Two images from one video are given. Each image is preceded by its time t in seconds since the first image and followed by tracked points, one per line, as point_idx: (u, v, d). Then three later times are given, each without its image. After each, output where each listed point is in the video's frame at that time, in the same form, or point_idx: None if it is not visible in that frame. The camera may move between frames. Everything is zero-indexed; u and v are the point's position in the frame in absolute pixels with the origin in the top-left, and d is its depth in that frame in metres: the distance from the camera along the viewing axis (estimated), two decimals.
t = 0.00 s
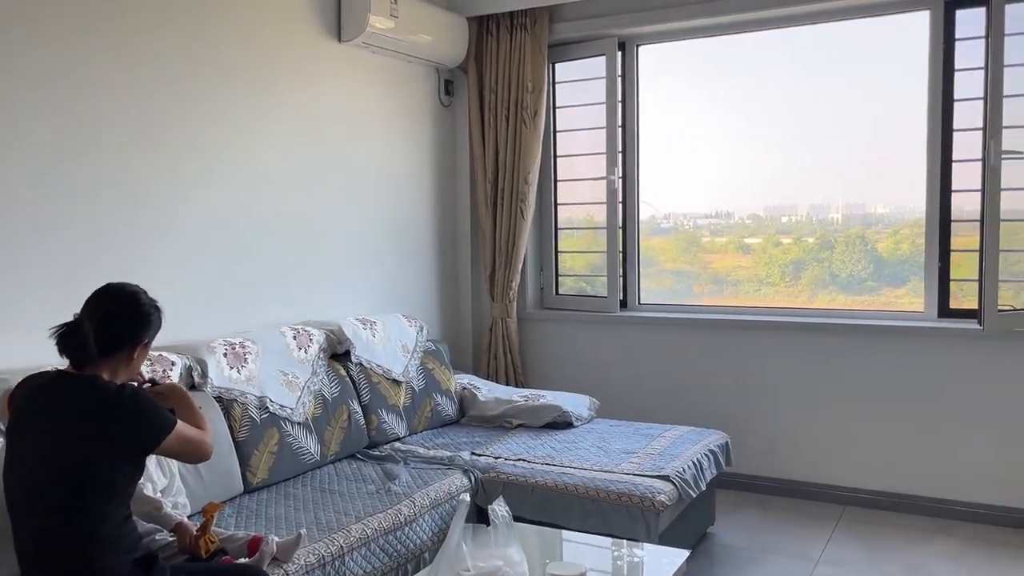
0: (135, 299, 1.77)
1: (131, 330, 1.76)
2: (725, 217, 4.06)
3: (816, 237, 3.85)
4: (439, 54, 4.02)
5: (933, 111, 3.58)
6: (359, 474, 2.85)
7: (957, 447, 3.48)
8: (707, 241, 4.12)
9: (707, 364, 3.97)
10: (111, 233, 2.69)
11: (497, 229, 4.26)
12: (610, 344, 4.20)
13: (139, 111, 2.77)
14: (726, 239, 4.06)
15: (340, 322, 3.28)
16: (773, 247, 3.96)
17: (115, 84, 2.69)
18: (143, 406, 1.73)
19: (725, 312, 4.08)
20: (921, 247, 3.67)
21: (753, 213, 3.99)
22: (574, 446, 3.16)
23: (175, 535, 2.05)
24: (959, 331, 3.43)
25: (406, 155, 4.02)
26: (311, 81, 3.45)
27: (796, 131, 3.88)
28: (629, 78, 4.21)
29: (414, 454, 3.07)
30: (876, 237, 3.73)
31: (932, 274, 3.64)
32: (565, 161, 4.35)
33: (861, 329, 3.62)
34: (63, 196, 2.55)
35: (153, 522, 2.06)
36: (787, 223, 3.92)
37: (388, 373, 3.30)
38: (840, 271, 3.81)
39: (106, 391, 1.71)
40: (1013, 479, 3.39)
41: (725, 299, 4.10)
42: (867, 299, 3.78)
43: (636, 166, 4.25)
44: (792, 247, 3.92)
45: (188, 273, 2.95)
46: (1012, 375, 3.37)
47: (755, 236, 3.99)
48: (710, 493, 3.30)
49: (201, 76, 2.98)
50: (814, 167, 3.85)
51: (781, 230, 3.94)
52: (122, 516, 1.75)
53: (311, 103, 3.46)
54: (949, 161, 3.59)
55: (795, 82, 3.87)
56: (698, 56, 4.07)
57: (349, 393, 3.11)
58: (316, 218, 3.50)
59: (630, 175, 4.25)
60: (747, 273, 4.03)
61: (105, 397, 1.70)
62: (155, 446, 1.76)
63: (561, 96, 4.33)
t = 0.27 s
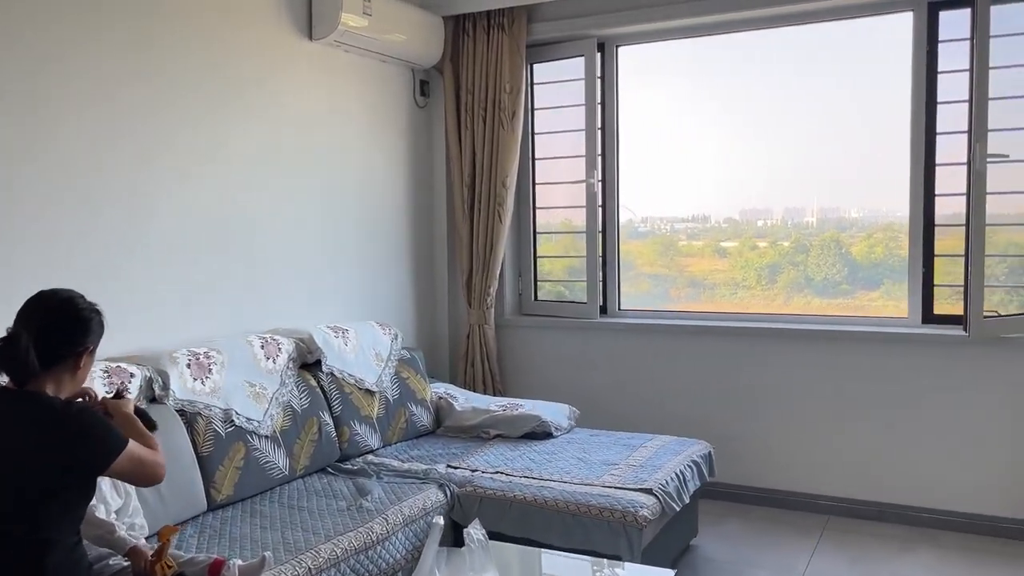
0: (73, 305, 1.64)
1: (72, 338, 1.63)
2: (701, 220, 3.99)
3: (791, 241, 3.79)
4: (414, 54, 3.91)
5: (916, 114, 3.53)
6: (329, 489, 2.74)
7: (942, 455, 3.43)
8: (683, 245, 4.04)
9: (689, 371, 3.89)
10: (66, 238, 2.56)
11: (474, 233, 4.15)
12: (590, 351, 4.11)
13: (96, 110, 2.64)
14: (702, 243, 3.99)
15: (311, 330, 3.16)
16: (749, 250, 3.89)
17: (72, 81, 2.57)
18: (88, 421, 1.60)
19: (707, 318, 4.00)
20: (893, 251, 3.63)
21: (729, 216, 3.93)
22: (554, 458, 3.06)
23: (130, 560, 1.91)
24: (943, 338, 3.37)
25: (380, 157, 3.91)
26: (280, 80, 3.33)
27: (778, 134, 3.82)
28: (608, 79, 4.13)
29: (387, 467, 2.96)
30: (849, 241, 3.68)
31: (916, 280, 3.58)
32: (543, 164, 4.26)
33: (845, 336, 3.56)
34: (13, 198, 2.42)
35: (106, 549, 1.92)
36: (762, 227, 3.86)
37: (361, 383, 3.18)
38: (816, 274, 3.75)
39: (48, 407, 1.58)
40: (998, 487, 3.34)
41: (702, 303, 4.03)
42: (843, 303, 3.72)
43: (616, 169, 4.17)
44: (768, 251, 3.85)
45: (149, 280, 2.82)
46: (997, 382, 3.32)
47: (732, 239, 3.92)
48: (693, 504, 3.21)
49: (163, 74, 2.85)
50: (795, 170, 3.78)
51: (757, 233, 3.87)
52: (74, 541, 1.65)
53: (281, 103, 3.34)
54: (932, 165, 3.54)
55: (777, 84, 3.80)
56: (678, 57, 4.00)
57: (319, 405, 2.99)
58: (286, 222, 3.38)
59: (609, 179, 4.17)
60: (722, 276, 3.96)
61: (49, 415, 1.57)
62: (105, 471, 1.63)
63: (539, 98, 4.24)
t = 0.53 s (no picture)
0: (14, 322, 1.52)
1: (16, 358, 1.50)
2: (679, 224, 3.92)
3: (768, 245, 3.73)
4: (391, 56, 3.80)
5: (902, 119, 3.48)
6: (303, 510, 2.62)
7: (930, 467, 3.38)
8: (661, 248, 3.97)
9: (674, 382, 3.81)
10: (24, 247, 2.41)
11: (453, 240, 4.04)
12: (573, 361, 4.02)
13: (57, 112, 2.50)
14: (681, 246, 3.91)
15: (283, 342, 3.04)
16: (726, 253, 3.82)
17: (30, 83, 2.42)
18: (37, 448, 1.48)
19: (691, 327, 3.92)
20: (868, 255, 3.57)
21: (706, 220, 3.86)
22: (536, 474, 2.96)
23: None
24: (933, 347, 3.32)
25: (355, 162, 3.79)
26: (252, 82, 3.21)
27: (762, 139, 3.75)
28: (590, 83, 4.05)
29: (363, 485, 2.84)
30: (825, 244, 3.61)
31: (903, 288, 3.53)
32: (524, 169, 4.17)
33: (832, 345, 3.50)
34: None
35: None
36: (739, 231, 3.79)
37: (335, 398, 3.06)
38: (792, 278, 3.70)
39: None
40: (988, 499, 3.30)
41: (678, 306, 3.97)
42: (818, 307, 3.66)
43: (598, 175, 4.08)
44: (745, 254, 3.78)
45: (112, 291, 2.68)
46: (987, 393, 3.27)
47: (709, 243, 3.85)
48: (680, 520, 3.13)
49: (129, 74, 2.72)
50: (780, 176, 3.70)
51: (734, 237, 3.80)
52: None
53: (252, 106, 3.22)
54: (919, 172, 3.48)
55: (761, 88, 3.73)
56: (661, 61, 3.93)
57: (292, 420, 2.87)
58: (258, 229, 3.25)
59: (591, 184, 4.08)
60: (698, 279, 3.90)
61: None
62: (49, 501, 1.49)
63: (520, 102, 4.15)
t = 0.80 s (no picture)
0: None
1: None
2: (660, 226, 3.86)
3: (748, 248, 3.68)
4: (367, 56, 3.72)
5: (885, 122, 3.44)
6: (274, 524, 2.53)
7: (915, 474, 3.34)
8: (642, 251, 3.91)
9: (656, 388, 3.75)
10: None
11: (431, 244, 3.95)
12: (553, 367, 3.95)
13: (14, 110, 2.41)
14: (662, 249, 3.86)
15: (254, 349, 2.95)
16: (706, 256, 3.77)
17: None
18: None
19: (674, 332, 3.87)
20: (846, 257, 3.54)
21: (687, 223, 3.80)
22: (515, 484, 2.89)
23: None
24: (917, 353, 3.28)
25: (330, 164, 3.71)
26: (222, 82, 3.12)
27: (744, 141, 3.70)
28: (570, 85, 3.99)
29: (337, 498, 2.76)
30: (804, 246, 3.58)
31: (886, 293, 3.49)
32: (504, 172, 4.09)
33: (816, 351, 3.45)
34: None
35: None
36: (719, 234, 3.74)
37: (309, 407, 2.97)
38: (772, 281, 3.66)
39: None
40: (973, 507, 3.27)
41: (659, 308, 3.91)
42: (797, 310, 3.64)
43: (579, 178, 4.02)
44: (725, 257, 3.73)
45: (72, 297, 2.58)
46: (971, 399, 3.24)
47: (690, 245, 3.79)
48: (663, 531, 3.07)
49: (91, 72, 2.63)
50: (763, 180, 3.66)
51: (715, 239, 3.75)
52: None
53: (222, 106, 3.12)
54: (902, 175, 3.44)
55: (744, 90, 3.68)
56: (642, 62, 3.87)
57: (263, 431, 2.78)
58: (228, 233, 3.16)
59: (572, 187, 4.02)
60: (679, 282, 3.84)
61: None
62: None
63: (499, 104, 4.08)
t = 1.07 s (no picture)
0: None
1: None
2: (644, 229, 3.77)
3: (731, 251, 3.62)
4: (336, 52, 3.63)
5: (863, 121, 3.39)
6: (233, 534, 2.43)
7: (894, 479, 3.29)
8: (627, 254, 3.82)
9: (632, 392, 3.68)
10: None
11: (403, 245, 3.86)
12: (528, 371, 3.88)
13: None
14: (646, 252, 3.77)
15: (216, 353, 2.85)
16: (690, 259, 3.70)
17: None
18: None
19: (652, 336, 3.80)
20: (829, 260, 3.48)
21: (671, 226, 3.72)
22: (487, 491, 2.80)
23: None
24: (895, 356, 3.23)
25: (299, 163, 3.61)
26: (181, 77, 3.02)
27: (720, 141, 3.64)
28: (546, 83, 3.91)
29: (301, 507, 2.66)
30: (788, 249, 3.53)
31: (865, 295, 3.44)
32: (478, 172, 4.01)
33: (794, 354, 3.39)
34: None
35: None
36: (703, 236, 3.67)
37: (273, 413, 2.87)
38: (755, 283, 3.60)
39: None
40: (953, 512, 3.22)
41: (645, 311, 3.83)
42: (781, 312, 3.57)
43: (555, 178, 3.94)
44: (709, 260, 3.67)
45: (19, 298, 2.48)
46: (951, 403, 3.19)
47: (674, 248, 3.72)
48: (639, 538, 2.99)
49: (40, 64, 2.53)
50: (741, 181, 3.60)
51: (698, 242, 3.68)
52: None
53: (182, 102, 3.03)
54: (881, 176, 3.39)
55: (721, 89, 3.62)
56: (619, 60, 3.80)
57: (224, 437, 2.68)
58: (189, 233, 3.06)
59: (548, 187, 3.94)
60: (664, 284, 3.76)
61: None
62: None
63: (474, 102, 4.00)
